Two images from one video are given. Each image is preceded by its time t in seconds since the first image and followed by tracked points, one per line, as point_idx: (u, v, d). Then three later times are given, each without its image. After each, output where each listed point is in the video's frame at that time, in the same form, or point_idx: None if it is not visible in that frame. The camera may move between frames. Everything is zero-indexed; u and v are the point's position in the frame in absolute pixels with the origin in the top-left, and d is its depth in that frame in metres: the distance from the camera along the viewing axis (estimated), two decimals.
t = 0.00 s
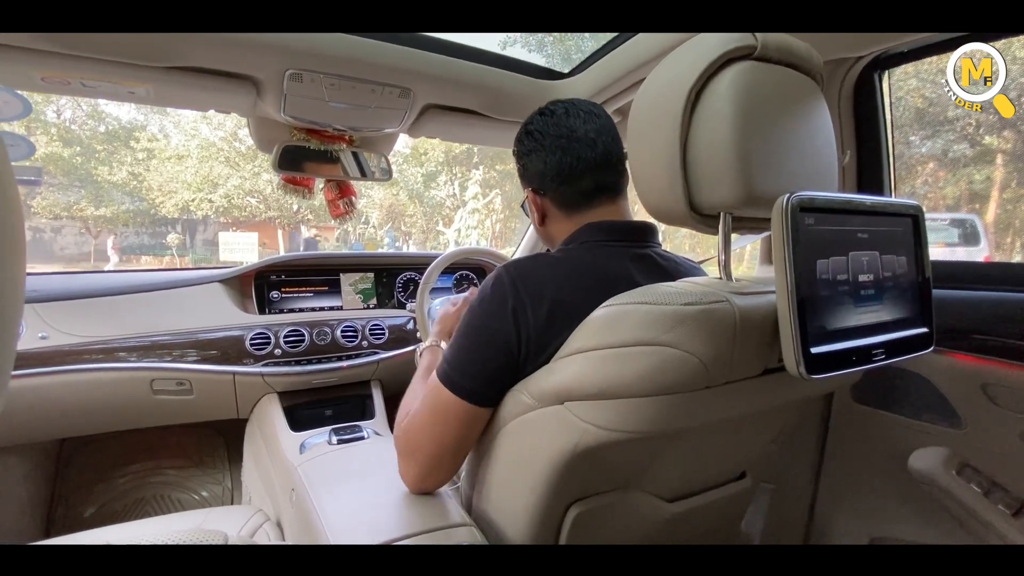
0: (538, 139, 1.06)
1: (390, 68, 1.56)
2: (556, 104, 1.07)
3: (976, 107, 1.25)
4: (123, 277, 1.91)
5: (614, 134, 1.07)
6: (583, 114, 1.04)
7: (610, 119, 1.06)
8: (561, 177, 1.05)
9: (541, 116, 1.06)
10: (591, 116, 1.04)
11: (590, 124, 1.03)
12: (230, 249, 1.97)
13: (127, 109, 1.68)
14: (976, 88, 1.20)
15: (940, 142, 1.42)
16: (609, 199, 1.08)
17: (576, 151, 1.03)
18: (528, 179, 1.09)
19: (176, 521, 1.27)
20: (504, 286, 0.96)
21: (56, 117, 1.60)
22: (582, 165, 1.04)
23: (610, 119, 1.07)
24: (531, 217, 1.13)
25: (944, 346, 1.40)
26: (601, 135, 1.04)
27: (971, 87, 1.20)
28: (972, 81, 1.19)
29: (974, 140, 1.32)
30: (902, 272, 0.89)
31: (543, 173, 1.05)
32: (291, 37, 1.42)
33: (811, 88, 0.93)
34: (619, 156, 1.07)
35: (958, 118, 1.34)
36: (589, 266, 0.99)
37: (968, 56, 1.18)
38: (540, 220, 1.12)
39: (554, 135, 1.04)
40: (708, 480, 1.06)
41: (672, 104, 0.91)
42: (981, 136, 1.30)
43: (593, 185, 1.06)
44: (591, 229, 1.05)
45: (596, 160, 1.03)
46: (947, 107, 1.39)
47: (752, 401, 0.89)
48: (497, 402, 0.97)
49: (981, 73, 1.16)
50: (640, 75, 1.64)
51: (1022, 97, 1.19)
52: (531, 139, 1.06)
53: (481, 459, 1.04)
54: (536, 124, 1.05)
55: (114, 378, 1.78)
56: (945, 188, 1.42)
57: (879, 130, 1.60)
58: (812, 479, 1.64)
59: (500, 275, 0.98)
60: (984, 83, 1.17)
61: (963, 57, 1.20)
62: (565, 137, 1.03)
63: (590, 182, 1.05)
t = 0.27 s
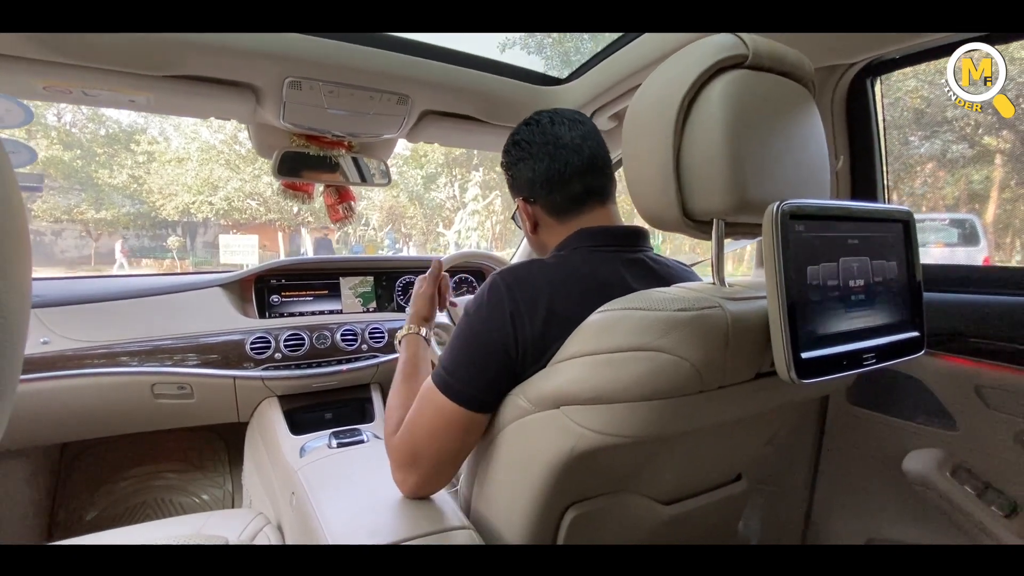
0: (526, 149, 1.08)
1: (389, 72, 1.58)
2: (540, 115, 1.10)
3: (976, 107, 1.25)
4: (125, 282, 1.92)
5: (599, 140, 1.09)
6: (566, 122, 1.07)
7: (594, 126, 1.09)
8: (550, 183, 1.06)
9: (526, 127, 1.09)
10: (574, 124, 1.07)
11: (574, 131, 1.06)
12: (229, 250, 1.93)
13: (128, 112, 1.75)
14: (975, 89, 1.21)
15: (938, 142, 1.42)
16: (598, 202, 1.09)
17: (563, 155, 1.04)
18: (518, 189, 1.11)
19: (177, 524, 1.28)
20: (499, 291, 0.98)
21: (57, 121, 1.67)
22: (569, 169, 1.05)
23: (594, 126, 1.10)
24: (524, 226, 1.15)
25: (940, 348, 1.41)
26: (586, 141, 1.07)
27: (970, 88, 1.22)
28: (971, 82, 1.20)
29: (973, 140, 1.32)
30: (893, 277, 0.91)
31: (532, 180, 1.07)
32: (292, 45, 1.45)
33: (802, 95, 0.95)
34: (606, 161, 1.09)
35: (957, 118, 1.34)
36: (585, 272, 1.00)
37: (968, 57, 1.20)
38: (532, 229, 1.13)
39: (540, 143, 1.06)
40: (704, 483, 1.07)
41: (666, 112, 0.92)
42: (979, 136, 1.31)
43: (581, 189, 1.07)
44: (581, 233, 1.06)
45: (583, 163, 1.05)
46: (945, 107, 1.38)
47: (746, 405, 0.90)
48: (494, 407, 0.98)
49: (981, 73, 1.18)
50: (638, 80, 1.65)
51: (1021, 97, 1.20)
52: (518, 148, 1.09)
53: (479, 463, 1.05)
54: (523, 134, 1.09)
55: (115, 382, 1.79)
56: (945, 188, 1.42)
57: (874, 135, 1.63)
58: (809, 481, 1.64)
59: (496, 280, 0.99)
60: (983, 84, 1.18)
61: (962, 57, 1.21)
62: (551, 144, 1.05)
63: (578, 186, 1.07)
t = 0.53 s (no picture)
0: (522, 151, 1.08)
1: (387, 75, 1.58)
2: (537, 117, 1.10)
3: (976, 107, 1.28)
4: (123, 284, 1.92)
5: (596, 143, 1.09)
6: (562, 125, 1.07)
7: (590, 128, 1.09)
8: (547, 185, 1.06)
9: (523, 129, 1.09)
10: (571, 126, 1.07)
11: (571, 134, 1.06)
12: (229, 254, 1.94)
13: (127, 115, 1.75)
14: (976, 89, 1.28)
15: (937, 143, 1.43)
16: (595, 205, 1.09)
17: (559, 158, 1.04)
18: (515, 191, 1.11)
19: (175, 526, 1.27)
20: (495, 293, 0.97)
21: (56, 123, 1.67)
22: (565, 172, 1.05)
23: (590, 129, 1.09)
24: (521, 229, 1.15)
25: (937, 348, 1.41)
26: (582, 143, 1.07)
27: (970, 88, 1.28)
28: (971, 82, 1.27)
29: (973, 139, 1.33)
30: (889, 279, 0.91)
31: (529, 182, 1.07)
32: (288, 48, 1.45)
33: (798, 97, 0.95)
34: (602, 163, 1.09)
35: (956, 118, 1.34)
36: (580, 274, 1.00)
37: (968, 57, 1.26)
38: (529, 232, 1.14)
39: (536, 146, 1.06)
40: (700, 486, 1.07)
41: (660, 114, 0.92)
42: (979, 136, 1.31)
43: (578, 191, 1.07)
44: (579, 235, 1.06)
45: (579, 166, 1.05)
46: (943, 107, 1.39)
47: (742, 406, 0.90)
48: (489, 410, 0.98)
49: (981, 73, 1.25)
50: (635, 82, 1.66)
51: (1021, 96, 1.22)
52: (515, 151, 1.09)
53: (476, 466, 1.05)
54: (519, 137, 1.08)
55: (113, 385, 1.78)
56: (945, 188, 1.43)
57: (869, 135, 1.63)
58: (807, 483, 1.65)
59: (492, 281, 0.99)
60: (984, 83, 1.25)
61: (962, 58, 1.28)
62: (548, 147, 1.05)
63: (574, 189, 1.06)
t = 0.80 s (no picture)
0: (524, 151, 1.08)
1: (385, 76, 1.58)
2: (539, 118, 1.10)
3: (976, 107, 1.27)
4: (122, 285, 1.91)
5: (597, 144, 1.09)
6: (564, 125, 1.07)
7: (592, 130, 1.09)
8: (547, 185, 1.06)
9: (524, 129, 1.09)
10: (573, 127, 1.07)
11: (573, 135, 1.06)
12: (229, 254, 1.94)
13: (127, 116, 1.74)
14: (977, 89, 1.26)
15: (937, 141, 1.42)
16: (595, 205, 1.09)
17: (561, 159, 1.04)
18: (516, 191, 1.11)
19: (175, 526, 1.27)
20: (494, 293, 0.97)
21: (55, 124, 1.66)
22: (566, 173, 1.05)
23: (592, 130, 1.10)
24: (522, 229, 1.15)
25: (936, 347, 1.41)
26: (584, 144, 1.07)
27: (970, 87, 1.26)
28: (971, 81, 1.25)
29: (972, 139, 1.32)
30: (889, 279, 0.91)
31: (530, 182, 1.07)
32: (287, 49, 1.45)
33: (797, 96, 0.95)
34: (604, 164, 1.09)
35: (955, 117, 1.34)
36: (580, 273, 1.00)
37: (968, 57, 1.24)
38: (531, 232, 1.14)
39: (537, 146, 1.06)
40: (700, 485, 1.07)
41: (659, 114, 0.92)
42: (978, 135, 1.31)
43: (579, 192, 1.07)
44: (579, 236, 1.05)
45: (580, 167, 1.05)
46: (942, 106, 1.39)
47: (742, 406, 0.90)
48: (490, 410, 0.98)
49: (980, 73, 1.23)
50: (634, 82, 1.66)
51: (1020, 96, 1.22)
52: (516, 151, 1.09)
53: (477, 465, 1.05)
54: (521, 137, 1.08)
55: (112, 386, 1.78)
56: (944, 187, 1.43)
57: (869, 135, 1.63)
58: (807, 483, 1.65)
59: (492, 281, 0.99)
60: (984, 83, 1.23)
61: (962, 57, 1.26)
62: (549, 147, 1.05)
63: (575, 189, 1.07)
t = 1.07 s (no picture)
0: (521, 153, 1.08)
1: (384, 76, 1.58)
2: (536, 119, 1.10)
3: (976, 107, 1.28)
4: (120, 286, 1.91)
5: (595, 144, 1.09)
6: (561, 126, 1.07)
7: (589, 130, 1.09)
8: (545, 186, 1.06)
9: (522, 130, 1.09)
10: (570, 127, 1.07)
11: (569, 135, 1.06)
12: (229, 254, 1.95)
13: (126, 117, 1.74)
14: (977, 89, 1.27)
15: (937, 140, 1.42)
16: (593, 205, 1.09)
17: (557, 159, 1.04)
18: (514, 191, 1.11)
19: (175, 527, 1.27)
20: (493, 293, 0.97)
21: (55, 125, 1.66)
22: (564, 172, 1.05)
23: (589, 130, 1.10)
24: (520, 229, 1.15)
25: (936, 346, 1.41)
26: (580, 145, 1.07)
27: (970, 87, 1.28)
28: (971, 82, 1.27)
29: (972, 138, 1.33)
30: (889, 278, 0.91)
31: (527, 183, 1.07)
32: (286, 49, 1.45)
33: (796, 96, 0.94)
34: (601, 164, 1.09)
35: (955, 116, 1.34)
36: (579, 273, 1.00)
37: (968, 57, 1.26)
38: (529, 233, 1.13)
39: (535, 147, 1.06)
40: (700, 486, 1.07)
41: (658, 114, 0.92)
42: (977, 134, 1.32)
43: (576, 192, 1.07)
44: (576, 236, 1.05)
45: (577, 167, 1.05)
46: (942, 106, 1.39)
47: (742, 406, 0.90)
48: (490, 410, 0.98)
49: (980, 73, 1.25)
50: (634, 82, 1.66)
51: (1020, 95, 1.22)
52: (514, 152, 1.09)
53: (476, 466, 1.05)
54: (519, 138, 1.08)
55: (112, 387, 1.78)
56: (944, 186, 1.43)
57: (868, 134, 1.63)
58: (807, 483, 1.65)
59: (492, 280, 0.99)
60: (983, 83, 1.25)
61: (962, 57, 1.28)
62: (546, 148, 1.05)
63: (573, 189, 1.06)
